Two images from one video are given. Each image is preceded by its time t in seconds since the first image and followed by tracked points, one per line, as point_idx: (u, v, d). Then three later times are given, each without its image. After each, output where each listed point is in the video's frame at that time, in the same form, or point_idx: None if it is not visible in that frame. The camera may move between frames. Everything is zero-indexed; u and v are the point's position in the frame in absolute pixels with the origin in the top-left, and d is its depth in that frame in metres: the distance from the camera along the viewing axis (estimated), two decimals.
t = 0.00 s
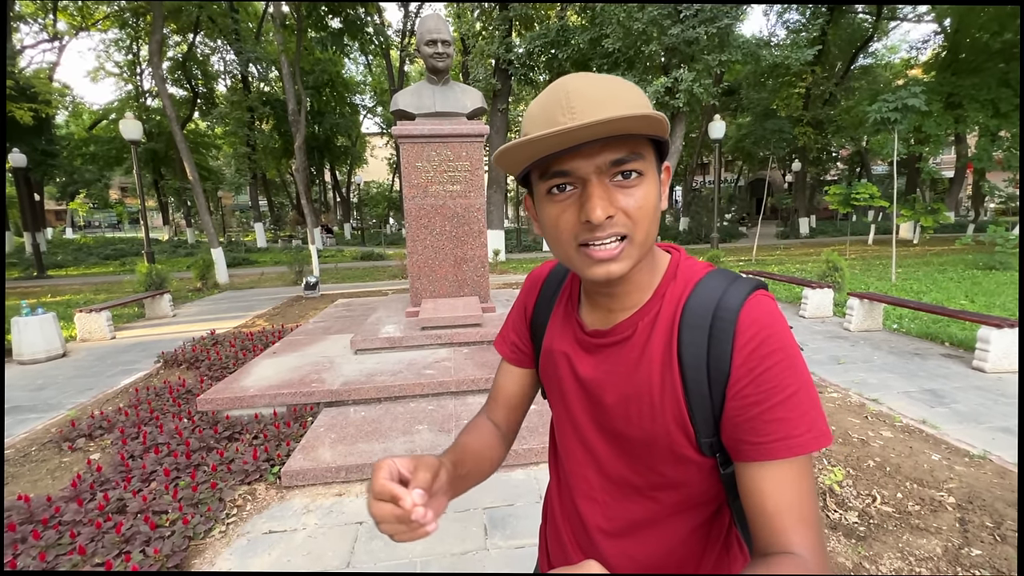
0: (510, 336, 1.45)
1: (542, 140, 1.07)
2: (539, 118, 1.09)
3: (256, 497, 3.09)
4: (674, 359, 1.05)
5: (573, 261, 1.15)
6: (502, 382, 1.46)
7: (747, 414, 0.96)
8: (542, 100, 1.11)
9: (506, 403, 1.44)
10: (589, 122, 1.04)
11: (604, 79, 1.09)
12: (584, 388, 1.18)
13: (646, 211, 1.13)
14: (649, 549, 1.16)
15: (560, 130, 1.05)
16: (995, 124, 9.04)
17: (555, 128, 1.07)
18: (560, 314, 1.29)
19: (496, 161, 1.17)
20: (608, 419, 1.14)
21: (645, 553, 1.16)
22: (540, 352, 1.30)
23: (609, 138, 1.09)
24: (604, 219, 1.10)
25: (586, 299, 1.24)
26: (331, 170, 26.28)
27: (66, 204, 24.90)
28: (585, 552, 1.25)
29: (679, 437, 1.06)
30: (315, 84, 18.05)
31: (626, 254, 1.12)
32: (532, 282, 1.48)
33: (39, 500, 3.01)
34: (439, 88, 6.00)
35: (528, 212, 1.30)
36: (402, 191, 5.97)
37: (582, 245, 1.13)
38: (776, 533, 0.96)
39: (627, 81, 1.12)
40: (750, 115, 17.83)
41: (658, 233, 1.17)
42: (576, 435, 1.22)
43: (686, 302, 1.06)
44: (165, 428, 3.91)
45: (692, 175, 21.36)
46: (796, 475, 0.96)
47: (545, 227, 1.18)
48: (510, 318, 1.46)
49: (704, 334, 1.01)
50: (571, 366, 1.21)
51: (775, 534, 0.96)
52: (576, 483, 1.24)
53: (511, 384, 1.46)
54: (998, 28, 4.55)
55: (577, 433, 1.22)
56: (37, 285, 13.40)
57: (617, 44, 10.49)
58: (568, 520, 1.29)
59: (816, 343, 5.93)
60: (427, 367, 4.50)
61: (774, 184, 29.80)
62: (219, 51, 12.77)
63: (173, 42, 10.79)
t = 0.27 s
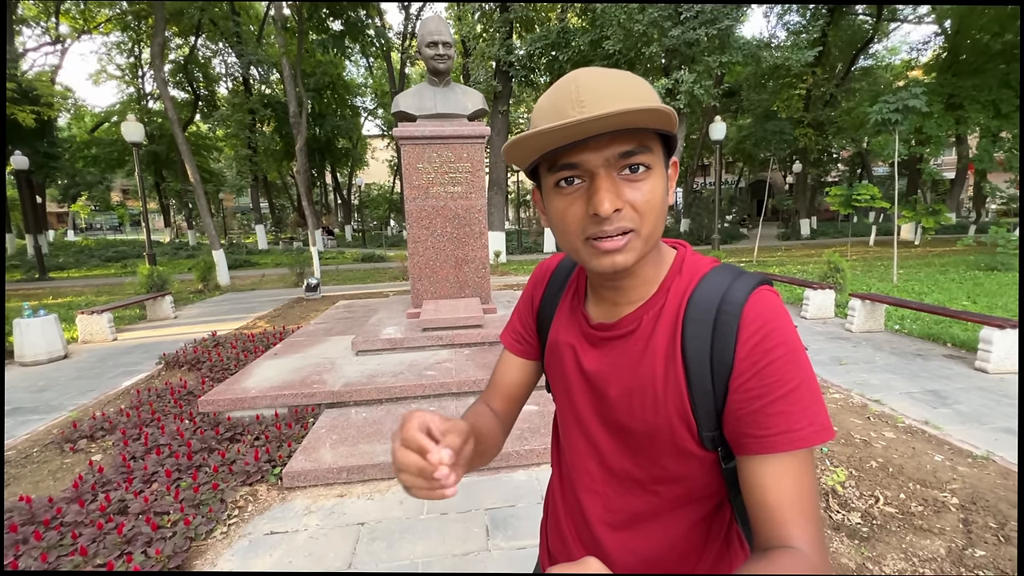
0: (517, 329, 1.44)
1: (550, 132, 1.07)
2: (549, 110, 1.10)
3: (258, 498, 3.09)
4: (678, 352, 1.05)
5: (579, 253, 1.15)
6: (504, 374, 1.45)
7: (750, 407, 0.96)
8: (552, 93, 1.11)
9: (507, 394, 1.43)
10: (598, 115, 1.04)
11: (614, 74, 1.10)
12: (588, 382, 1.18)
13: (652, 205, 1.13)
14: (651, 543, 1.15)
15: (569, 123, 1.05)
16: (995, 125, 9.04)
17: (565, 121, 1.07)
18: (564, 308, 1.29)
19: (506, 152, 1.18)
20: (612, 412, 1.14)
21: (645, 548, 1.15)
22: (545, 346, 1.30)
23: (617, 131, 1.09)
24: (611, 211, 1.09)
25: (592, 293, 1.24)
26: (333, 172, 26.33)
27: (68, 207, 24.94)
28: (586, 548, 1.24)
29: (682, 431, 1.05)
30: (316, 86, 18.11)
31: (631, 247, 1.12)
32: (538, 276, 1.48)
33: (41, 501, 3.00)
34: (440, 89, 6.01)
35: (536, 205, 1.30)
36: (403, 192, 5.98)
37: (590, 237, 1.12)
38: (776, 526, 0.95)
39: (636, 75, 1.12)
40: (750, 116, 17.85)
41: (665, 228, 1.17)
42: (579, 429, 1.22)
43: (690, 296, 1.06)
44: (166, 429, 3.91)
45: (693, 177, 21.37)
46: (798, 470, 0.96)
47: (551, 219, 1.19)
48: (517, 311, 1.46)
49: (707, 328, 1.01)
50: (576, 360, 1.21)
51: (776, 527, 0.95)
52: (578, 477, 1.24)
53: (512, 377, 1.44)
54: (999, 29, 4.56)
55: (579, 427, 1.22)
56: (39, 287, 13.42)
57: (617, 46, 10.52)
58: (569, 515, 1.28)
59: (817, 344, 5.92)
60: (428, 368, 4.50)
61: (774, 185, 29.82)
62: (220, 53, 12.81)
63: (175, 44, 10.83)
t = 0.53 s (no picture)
0: (521, 328, 1.44)
1: (555, 132, 1.08)
2: (554, 110, 1.10)
3: (258, 501, 3.09)
4: (685, 354, 1.05)
5: (585, 254, 1.15)
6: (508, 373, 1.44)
7: (758, 409, 0.96)
8: (558, 93, 1.11)
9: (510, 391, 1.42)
10: (603, 115, 1.04)
11: (621, 75, 1.09)
12: (593, 383, 1.17)
13: (660, 205, 1.12)
14: (655, 546, 1.15)
15: (573, 124, 1.05)
16: (997, 125, 9.02)
17: (570, 122, 1.07)
18: (570, 309, 1.29)
19: (512, 151, 1.18)
20: (617, 414, 1.14)
21: (650, 551, 1.15)
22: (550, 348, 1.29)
23: (624, 131, 1.08)
24: (618, 212, 1.09)
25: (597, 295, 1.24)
26: (333, 174, 26.35)
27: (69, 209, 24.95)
28: (590, 550, 1.24)
29: (688, 433, 1.05)
30: (317, 88, 18.13)
31: (637, 248, 1.11)
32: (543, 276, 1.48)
33: (41, 504, 3.00)
34: (440, 91, 6.01)
35: (542, 205, 1.30)
36: (404, 194, 5.98)
37: (595, 238, 1.12)
38: (782, 528, 0.95)
39: (643, 75, 1.12)
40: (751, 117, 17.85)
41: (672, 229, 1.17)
42: (584, 431, 1.22)
43: (698, 297, 1.06)
44: (167, 432, 3.91)
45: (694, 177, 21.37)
46: (806, 472, 0.96)
47: (557, 219, 1.19)
48: (522, 310, 1.46)
49: (715, 329, 1.01)
50: (581, 361, 1.20)
51: (783, 530, 0.95)
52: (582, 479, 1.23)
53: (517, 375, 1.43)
54: (1000, 30, 4.55)
55: (585, 429, 1.21)
56: (40, 289, 13.43)
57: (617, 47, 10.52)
58: (573, 518, 1.28)
59: (819, 345, 5.91)
60: (429, 370, 4.50)
61: (775, 186, 29.83)
62: (221, 56, 12.83)
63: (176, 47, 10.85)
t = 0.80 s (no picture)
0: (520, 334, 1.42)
1: (583, 144, 1.05)
2: (580, 119, 1.07)
3: (259, 505, 3.09)
4: (701, 362, 1.05)
5: (602, 264, 1.14)
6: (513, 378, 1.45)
7: (778, 417, 0.96)
8: (584, 97, 1.08)
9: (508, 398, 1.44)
10: (634, 128, 1.02)
11: (652, 79, 1.06)
12: (603, 389, 1.16)
13: (686, 216, 1.11)
14: (663, 552, 1.15)
15: (603, 134, 1.03)
16: (999, 124, 8.99)
17: (598, 131, 1.05)
18: (577, 314, 1.27)
19: (532, 161, 1.15)
20: (628, 420, 1.13)
21: (657, 556, 1.15)
22: (556, 352, 1.28)
23: (654, 141, 1.06)
24: (644, 225, 1.07)
25: (606, 300, 1.23)
26: (334, 175, 26.36)
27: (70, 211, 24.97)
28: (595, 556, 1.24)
29: (702, 440, 1.05)
30: (317, 89, 18.12)
31: (660, 260, 1.10)
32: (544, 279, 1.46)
33: (41, 508, 3.00)
34: (440, 92, 6.00)
35: (556, 209, 1.28)
36: (404, 195, 5.98)
37: (617, 249, 1.11)
38: (795, 535, 0.95)
39: (676, 80, 1.09)
40: (751, 117, 17.82)
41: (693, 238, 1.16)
42: (592, 436, 1.21)
43: (714, 305, 1.06)
44: (167, 434, 3.91)
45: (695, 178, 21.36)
46: (821, 479, 0.96)
47: (576, 227, 1.16)
48: (519, 315, 1.44)
49: (733, 336, 1.00)
50: (591, 367, 1.19)
51: (793, 536, 0.95)
52: (589, 484, 1.23)
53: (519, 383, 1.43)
54: (1001, 29, 4.54)
55: (593, 433, 1.20)
56: (41, 291, 13.46)
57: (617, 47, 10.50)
58: (578, 522, 1.27)
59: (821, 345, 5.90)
60: (430, 372, 4.50)
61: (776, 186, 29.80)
62: (221, 57, 12.82)
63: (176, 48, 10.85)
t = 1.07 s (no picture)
0: (517, 328, 1.43)
1: (587, 124, 1.05)
2: (586, 100, 1.06)
3: (256, 504, 3.09)
4: (695, 361, 1.04)
5: (599, 257, 1.13)
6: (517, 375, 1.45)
7: (771, 420, 0.96)
8: (592, 79, 1.07)
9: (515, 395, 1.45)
10: (639, 112, 1.01)
11: (662, 68, 1.06)
12: (595, 385, 1.16)
13: (685, 211, 1.11)
14: (651, 550, 1.15)
15: (608, 116, 1.02)
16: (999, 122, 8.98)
17: (604, 114, 1.04)
18: (570, 310, 1.27)
19: (534, 141, 1.15)
20: (619, 418, 1.13)
21: (644, 554, 1.16)
22: (547, 347, 1.27)
23: (658, 130, 1.06)
24: (643, 216, 1.07)
25: (601, 296, 1.23)
26: (334, 174, 26.38)
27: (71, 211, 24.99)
28: (581, 553, 1.24)
29: (693, 440, 1.05)
30: (317, 89, 18.13)
31: (657, 258, 1.10)
32: (540, 273, 1.46)
33: (38, 508, 3.00)
34: (440, 90, 6.00)
35: (556, 197, 1.28)
36: (403, 195, 5.98)
37: (613, 241, 1.10)
38: (782, 538, 0.96)
39: (685, 72, 1.09)
40: (752, 115, 17.80)
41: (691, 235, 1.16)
42: (582, 433, 1.20)
43: (709, 304, 1.05)
44: (166, 434, 3.92)
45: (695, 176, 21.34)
46: (810, 485, 0.97)
47: (573, 215, 1.16)
48: (517, 309, 1.45)
49: (727, 338, 1.00)
50: (582, 363, 1.19)
51: (781, 539, 0.96)
52: (577, 481, 1.23)
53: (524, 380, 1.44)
54: (1002, 27, 4.53)
55: (583, 430, 1.20)
56: (42, 291, 13.50)
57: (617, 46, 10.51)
58: (565, 519, 1.27)
59: (821, 344, 5.89)
60: (429, 371, 4.50)
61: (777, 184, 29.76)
62: (222, 57, 12.84)
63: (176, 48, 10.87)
